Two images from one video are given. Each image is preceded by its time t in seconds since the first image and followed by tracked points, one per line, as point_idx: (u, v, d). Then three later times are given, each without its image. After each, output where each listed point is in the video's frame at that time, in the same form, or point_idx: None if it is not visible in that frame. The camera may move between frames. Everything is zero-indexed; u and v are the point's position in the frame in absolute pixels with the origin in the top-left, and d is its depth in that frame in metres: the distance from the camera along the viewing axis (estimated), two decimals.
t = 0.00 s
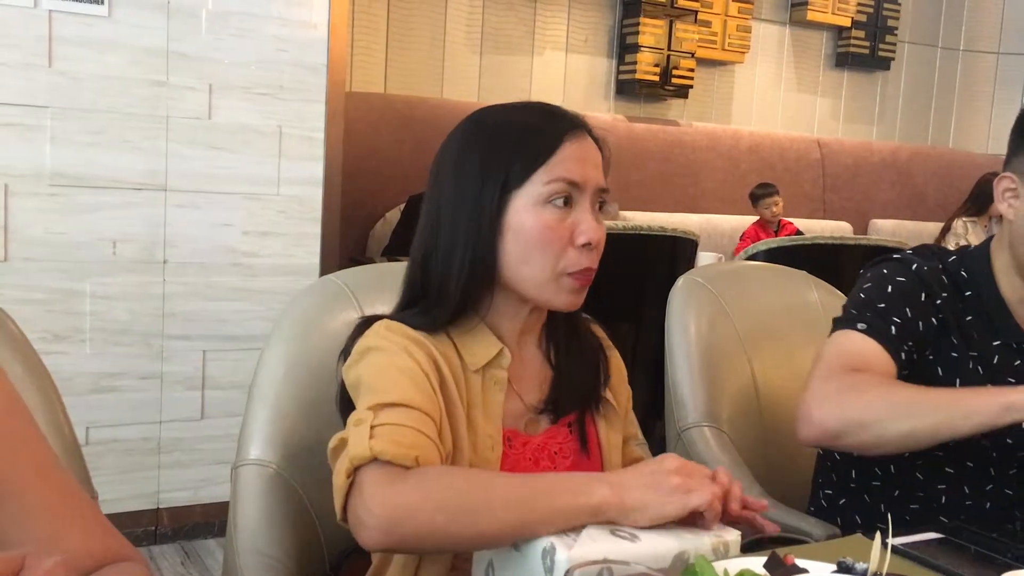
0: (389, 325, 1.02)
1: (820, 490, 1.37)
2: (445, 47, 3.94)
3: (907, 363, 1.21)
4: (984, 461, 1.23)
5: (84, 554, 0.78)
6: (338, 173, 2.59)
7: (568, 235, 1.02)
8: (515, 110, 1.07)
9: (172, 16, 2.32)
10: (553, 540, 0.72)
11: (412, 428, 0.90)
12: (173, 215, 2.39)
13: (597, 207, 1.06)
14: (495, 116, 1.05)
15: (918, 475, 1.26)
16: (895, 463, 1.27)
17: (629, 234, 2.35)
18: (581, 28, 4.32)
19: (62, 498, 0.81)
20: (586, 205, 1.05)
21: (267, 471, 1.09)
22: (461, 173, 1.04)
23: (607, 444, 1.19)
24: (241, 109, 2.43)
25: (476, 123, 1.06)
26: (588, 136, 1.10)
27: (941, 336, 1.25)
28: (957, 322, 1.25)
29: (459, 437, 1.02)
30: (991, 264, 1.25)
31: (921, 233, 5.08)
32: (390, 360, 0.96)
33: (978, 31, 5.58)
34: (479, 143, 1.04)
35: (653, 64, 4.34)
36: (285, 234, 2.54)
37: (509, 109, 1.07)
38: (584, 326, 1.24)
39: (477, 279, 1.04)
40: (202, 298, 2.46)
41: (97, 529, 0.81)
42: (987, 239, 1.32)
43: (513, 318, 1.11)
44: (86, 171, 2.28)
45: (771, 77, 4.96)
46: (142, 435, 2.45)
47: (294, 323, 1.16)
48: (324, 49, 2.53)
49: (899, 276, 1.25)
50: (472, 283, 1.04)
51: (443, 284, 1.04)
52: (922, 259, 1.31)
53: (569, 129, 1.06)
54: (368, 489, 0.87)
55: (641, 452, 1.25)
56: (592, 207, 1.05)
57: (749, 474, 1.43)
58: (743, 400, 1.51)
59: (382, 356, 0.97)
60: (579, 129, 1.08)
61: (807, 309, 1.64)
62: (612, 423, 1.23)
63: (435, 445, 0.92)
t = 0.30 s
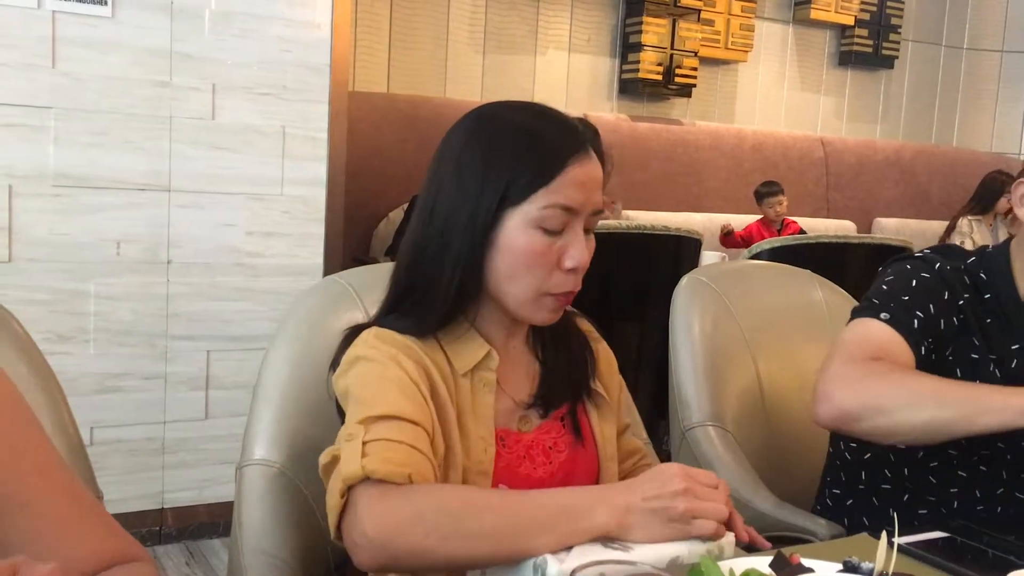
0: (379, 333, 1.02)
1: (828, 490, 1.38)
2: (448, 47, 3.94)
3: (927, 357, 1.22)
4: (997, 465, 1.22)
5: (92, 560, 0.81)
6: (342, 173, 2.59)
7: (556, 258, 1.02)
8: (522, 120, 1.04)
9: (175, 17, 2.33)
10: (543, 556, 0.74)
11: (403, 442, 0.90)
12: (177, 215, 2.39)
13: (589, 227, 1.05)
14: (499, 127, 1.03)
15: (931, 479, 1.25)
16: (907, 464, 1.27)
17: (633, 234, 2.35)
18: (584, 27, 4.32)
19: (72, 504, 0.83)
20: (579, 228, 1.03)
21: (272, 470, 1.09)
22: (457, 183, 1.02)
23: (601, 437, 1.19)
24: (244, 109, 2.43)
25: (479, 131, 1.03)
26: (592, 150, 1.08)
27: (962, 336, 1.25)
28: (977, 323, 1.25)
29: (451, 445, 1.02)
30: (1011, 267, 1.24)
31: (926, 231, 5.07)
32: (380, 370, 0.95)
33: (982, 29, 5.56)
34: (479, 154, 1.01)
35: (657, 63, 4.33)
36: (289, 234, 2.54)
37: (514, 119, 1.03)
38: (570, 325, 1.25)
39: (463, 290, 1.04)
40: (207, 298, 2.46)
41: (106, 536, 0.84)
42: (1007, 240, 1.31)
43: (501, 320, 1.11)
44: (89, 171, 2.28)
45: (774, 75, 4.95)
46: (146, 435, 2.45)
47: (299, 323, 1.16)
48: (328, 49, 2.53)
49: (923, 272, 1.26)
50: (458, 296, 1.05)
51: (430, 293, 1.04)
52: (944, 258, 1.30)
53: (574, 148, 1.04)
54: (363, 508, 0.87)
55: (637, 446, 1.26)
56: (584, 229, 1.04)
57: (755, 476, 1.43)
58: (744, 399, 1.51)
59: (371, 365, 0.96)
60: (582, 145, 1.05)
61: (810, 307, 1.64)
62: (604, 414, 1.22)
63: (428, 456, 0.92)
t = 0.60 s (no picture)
0: (376, 340, 1.02)
1: (829, 488, 1.38)
2: (449, 45, 3.94)
3: (917, 358, 1.22)
4: (999, 465, 1.21)
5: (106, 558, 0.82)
6: (342, 172, 2.59)
7: (552, 260, 1.02)
8: (521, 120, 1.03)
9: (176, 15, 2.32)
10: (545, 548, 0.77)
11: (382, 467, 0.89)
12: (178, 215, 2.39)
13: (585, 228, 1.05)
14: (498, 126, 1.02)
15: (933, 479, 1.25)
16: (909, 464, 1.27)
17: (635, 232, 2.36)
18: (585, 25, 4.32)
19: (79, 505, 0.84)
20: (576, 229, 1.03)
21: (274, 469, 1.09)
22: (455, 183, 1.02)
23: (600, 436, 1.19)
24: (244, 108, 2.43)
25: (478, 129, 1.03)
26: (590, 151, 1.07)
27: (960, 336, 1.25)
28: (977, 323, 1.24)
29: (446, 453, 1.01)
30: (1014, 266, 1.23)
31: (927, 229, 5.07)
32: (367, 389, 0.95)
33: (984, 26, 5.55)
34: (478, 154, 1.01)
35: (657, 61, 4.33)
36: (290, 233, 2.54)
37: (514, 118, 1.03)
38: (569, 323, 1.25)
39: (460, 291, 1.04)
40: (208, 298, 2.46)
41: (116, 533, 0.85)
42: (1011, 238, 1.30)
43: (498, 321, 1.11)
44: (91, 170, 2.28)
45: (775, 73, 4.95)
46: (148, 434, 2.45)
47: (301, 322, 1.16)
48: (328, 48, 2.53)
49: (920, 272, 1.26)
50: (455, 296, 1.05)
51: (427, 293, 1.04)
52: (944, 257, 1.30)
53: (572, 149, 1.03)
54: (337, 539, 0.89)
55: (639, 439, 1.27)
56: (581, 231, 1.04)
57: (757, 474, 1.43)
58: (744, 397, 1.51)
59: (359, 381, 0.96)
60: (581, 145, 1.05)
61: (811, 305, 1.64)
62: (604, 413, 1.23)
63: (413, 477, 0.92)
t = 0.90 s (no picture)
0: (365, 343, 1.02)
1: (824, 486, 1.38)
2: (448, 43, 3.94)
3: (897, 345, 1.23)
4: (987, 457, 1.24)
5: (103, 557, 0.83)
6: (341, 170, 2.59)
7: (537, 260, 1.01)
8: (510, 120, 1.03)
9: (175, 13, 2.32)
10: (536, 549, 0.75)
11: (360, 469, 0.89)
12: (176, 212, 2.39)
13: (574, 228, 1.04)
14: (486, 125, 1.02)
15: (924, 472, 1.27)
16: (900, 458, 1.28)
17: (632, 230, 2.36)
18: (584, 23, 4.32)
19: (78, 503, 0.85)
20: (563, 229, 1.02)
21: (271, 466, 1.09)
22: (443, 182, 1.02)
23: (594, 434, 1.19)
24: (243, 106, 2.43)
25: (467, 128, 1.03)
26: (581, 153, 1.07)
27: (943, 326, 1.25)
28: (962, 313, 1.26)
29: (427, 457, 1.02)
30: (999, 259, 1.26)
31: (926, 228, 5.07)
32: (351, 392, 0.96)
33: (983, 25, 5.56)
34: (465, 153, 1.01)
35: (656, 59, 4.33)
36: (288, 231, 2.54)
37: (502, 118, 1.03)
38: (563, 321, 1.25)
39: (448, 290, 1.04)
40: (205, 296, 2.46)
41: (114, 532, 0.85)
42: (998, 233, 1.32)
43: (488, 321, 1.12)
44: (89, 168, 2.28)
45: (774, 71, 4.95)
46: (146, 432, 2.45)
47: (298, 320, 1.17)
48: (327, 46, 2.53)
49: (904, 262, 1.28)
50: (443, 296, 1.05)
51: (414, 292, 1.04)
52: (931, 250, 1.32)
53: (561, 149, 1.03)
54: (314, 539, 0.89)
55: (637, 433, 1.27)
56: (568, 231, 1.03)
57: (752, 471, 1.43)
58: (741, 396, 1.51)
59: (343, 385, 0.97)
60: (570, 145, 1.05)
61: (809, 305, 1.64)
62: (598, 412, 1.23)
63: (394, 480, 0.93)
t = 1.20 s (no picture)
0: (354, 352, 1.02)
1: (818, 484, 1.38)
2: (445, 42, 3.94)
3: (883, 332, 1.25)
4: (977, 451, 1.25)
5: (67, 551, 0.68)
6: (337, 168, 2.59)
7: (525, 262, 1.01)
8: (499, 121, 1.03)
9: (171, 12, 2.32)
10: (524, 556, 0.78)
11: (346, 494, 0.90)
12: (172, 211, 2.39)
13: (563, 230, 1.04)
14: (476, 126, 1.02)
15: (914, 466, 1.28)
16: (892, 452, 1.29)
17: (628, 229, 2.36)
18: (580, 23, 4.32)
19: (34, 487, 0.70)
20: (551, 232, 1.02)
21: (265, 465, 1.09)
22: (433, 182, 1.02)
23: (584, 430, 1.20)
24: (239, 105, 2.43)
25: (456, 129, 1.03)
26: (570, 154, 1.07)
27: (931, 317, 1.28)
28: (949, 306, 1.28)
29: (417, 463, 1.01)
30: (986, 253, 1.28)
31: (922, 228, 5.08)
32: (337, 409, 0.96)
33: (979, 26, 5.57)
34: (454, 154, 1.01)
35: (653, 59, 4.33)
36: (284, 230, 2.54)
37: (492, 119, 1.03)
38: (553, 318, 1.25)
39: (437, 291, 1.05)
40: (201, 294, 2.46)
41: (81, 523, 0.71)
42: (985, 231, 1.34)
43: (477, 321, 1.12)
44: (85, 166, 2.28)
45: (771, 71, 4.95)
46: (142, 430, 2.45)
47: (292, 322, 1.16)
48: (323, 45, 2.53)
49: (892, 254, 1.30)
50: (431, 297, 1.05)
51: (403, 293, 1.04)
52: (921, 245, 1.35)
53: (550, 151, 1.03)
54: (302, 565, 0.91)
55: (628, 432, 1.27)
56: (558, 233, 1.03)
57: (747, 469, 1.44)
58: (736, 396, 1.51)
59: (330, 398, 0.96)
60: (560, 147, 1.05)
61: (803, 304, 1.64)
62: (589, 409, 1.23)
63: (381, 498, 0.93)
